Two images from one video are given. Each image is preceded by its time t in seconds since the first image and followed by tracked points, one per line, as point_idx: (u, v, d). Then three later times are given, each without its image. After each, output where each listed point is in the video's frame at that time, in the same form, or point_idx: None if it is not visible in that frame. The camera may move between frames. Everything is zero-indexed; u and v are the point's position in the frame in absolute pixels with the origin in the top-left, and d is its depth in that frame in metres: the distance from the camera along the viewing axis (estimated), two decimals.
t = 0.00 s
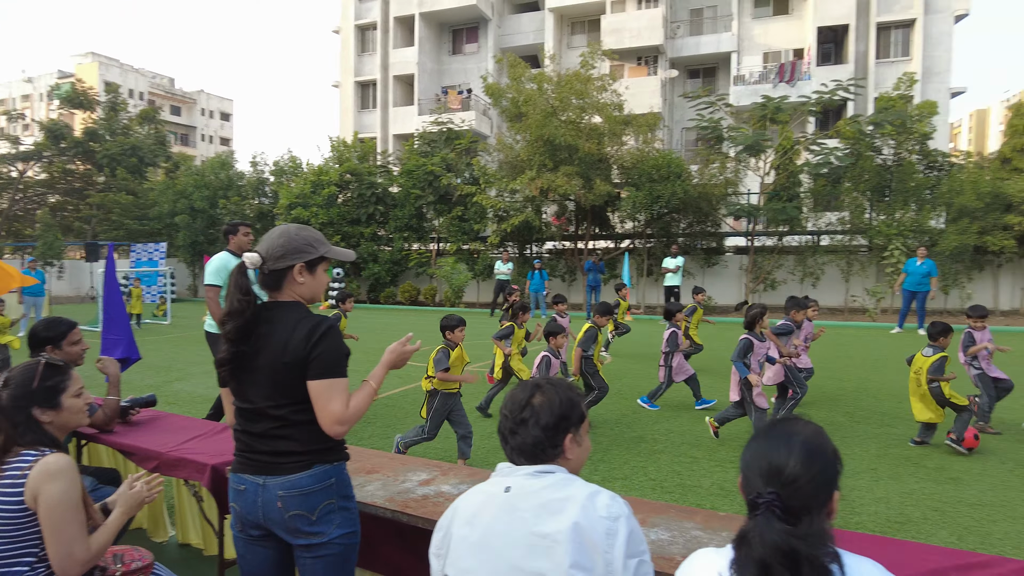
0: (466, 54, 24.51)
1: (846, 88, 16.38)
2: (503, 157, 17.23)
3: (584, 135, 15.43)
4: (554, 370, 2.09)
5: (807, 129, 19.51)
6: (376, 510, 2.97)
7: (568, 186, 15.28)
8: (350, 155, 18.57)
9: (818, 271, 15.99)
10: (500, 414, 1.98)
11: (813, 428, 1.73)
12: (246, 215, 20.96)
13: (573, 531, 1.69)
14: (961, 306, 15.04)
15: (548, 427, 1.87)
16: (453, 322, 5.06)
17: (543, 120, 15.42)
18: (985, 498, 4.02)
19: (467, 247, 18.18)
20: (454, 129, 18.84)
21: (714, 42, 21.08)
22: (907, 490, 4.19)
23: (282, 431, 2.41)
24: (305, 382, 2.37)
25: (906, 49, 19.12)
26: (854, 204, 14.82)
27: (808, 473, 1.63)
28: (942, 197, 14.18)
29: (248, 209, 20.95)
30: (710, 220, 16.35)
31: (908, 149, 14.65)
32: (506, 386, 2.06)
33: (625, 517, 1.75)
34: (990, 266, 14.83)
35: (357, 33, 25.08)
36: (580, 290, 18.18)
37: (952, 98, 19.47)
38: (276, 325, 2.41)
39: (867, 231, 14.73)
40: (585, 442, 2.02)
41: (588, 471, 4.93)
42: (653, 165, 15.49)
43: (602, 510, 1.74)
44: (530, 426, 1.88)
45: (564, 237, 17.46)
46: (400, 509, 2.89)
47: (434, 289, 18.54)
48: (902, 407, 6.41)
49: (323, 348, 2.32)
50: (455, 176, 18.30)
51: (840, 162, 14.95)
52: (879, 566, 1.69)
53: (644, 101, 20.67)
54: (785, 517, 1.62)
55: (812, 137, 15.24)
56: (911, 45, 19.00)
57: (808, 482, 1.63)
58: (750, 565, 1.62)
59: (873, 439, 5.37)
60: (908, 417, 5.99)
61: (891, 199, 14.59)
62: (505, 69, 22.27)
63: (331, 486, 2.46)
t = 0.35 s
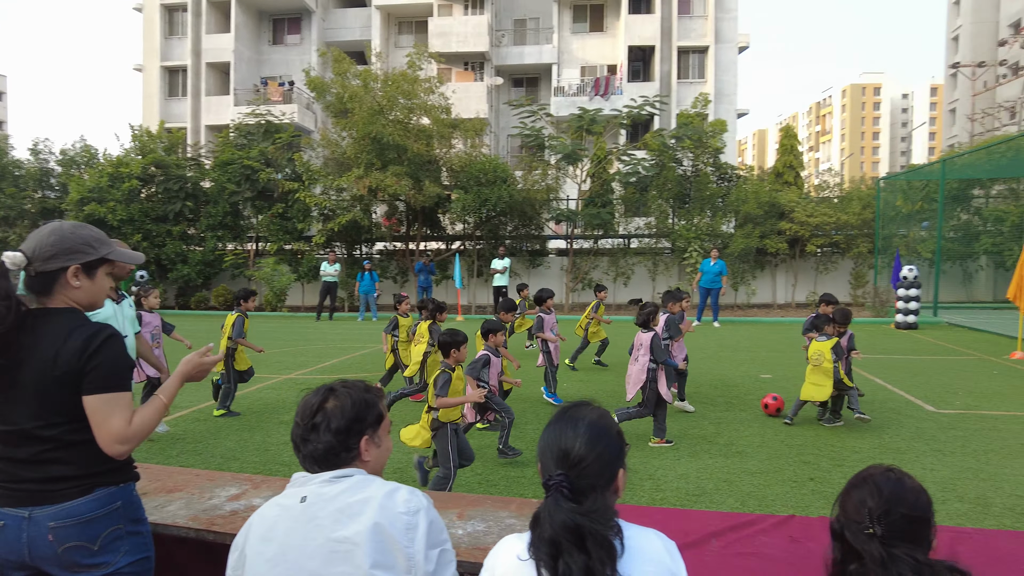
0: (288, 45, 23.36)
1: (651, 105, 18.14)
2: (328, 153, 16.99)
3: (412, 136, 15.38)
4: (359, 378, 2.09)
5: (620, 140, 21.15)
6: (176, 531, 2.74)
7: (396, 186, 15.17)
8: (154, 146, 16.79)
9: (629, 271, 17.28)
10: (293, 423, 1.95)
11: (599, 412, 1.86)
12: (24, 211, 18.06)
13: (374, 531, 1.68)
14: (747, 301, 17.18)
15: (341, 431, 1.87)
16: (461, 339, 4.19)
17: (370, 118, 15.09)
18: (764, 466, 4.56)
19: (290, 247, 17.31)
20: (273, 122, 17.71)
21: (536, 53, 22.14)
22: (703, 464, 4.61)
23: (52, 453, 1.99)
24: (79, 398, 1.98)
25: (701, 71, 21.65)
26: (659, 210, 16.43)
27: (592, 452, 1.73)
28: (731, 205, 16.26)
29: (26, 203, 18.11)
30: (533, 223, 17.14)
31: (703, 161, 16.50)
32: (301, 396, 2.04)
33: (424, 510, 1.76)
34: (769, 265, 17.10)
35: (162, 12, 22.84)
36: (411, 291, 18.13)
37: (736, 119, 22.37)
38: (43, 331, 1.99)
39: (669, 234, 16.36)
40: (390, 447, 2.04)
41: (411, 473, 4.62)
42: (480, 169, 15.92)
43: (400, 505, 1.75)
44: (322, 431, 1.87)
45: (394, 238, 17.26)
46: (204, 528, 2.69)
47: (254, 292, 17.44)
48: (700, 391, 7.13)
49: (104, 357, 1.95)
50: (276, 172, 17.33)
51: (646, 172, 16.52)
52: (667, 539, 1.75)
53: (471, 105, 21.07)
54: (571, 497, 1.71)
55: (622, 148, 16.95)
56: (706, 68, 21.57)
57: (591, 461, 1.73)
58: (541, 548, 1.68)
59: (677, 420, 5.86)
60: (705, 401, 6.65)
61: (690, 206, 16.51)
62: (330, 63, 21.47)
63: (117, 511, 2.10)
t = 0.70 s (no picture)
0: (158, 30, 21.59)
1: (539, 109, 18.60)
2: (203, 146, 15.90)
3: (296, 130, 14.77)
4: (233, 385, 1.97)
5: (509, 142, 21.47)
6: (31, 560, 2.44)
7: (279, 182, 14.38)
8: None
9: (520, 271, 17.46)
10: (162, 436, 1.80)
11: (486, 410, 1.87)
12: None
13: (258, 547, 1.59)
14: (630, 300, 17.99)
15: (219, 443, 1.75)
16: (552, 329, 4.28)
17: (249, 110, 14.32)
18: (649, 457, 4.80)
19: (162, 247, 16.03)
20: (143, 113, 16.29)
21: (426, 52, 21.95)
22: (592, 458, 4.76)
23: None
24: None
25: (586, 79, 22.52)
26: (548, 212, 16.88)
27: (481, 450, 1.75)
28: (615, 208, 17.04)
29: None
30: (425, 224, 16.88)
31: (588, 166, 17.41)
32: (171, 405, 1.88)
33: (311, 519, 1.69)
34: (650, 266, 18.01)
35: None
36: (296, 293, 17.23)
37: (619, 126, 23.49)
38: None
39: (559, 235, 16.85)
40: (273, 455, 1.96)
41: (300, 480, 4.39)
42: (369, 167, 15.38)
43: (285, 516, 1.67)
44: (198, 444, 1.74)
45: (277, 237, 16.40)
46: (65, 555, 2.41)
47: (120, 295, 16.00)
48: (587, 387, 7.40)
49: None
50: (146, 165, 15.86)
51: (535, 175, 17.13)
52: (556, 530, 1.80)
53: (358, 101, 20.49)
54: (462, 497, 1.71)
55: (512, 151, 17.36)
56: (590, 76, 22.47)
57: (481, 459, 1.74)
58: (433, 550, 1.66)
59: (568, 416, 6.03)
60: (593, 396, 6.90)
61: (576, 209, 17.15)
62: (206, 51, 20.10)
63: None
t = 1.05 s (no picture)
0: (88, 18, 20.48)
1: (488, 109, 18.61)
2: (139, 141, 15.20)
3: (238, 126, 14.29)
4: (172, 389, 1.88)
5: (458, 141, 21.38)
6: None
7: (220, 178, 13.84)
8: None
9: (471, 271, 17.47)
10: (98, 447, 1.70)
11: (438, 410, 1.85)
12: None
13: (206, 556, 1.52)
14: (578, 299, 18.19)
15: (163, 450, 1.68)
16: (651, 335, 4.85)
17: (189, 104, 13.77)
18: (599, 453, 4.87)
19: (96, 245, 15.27)
20: (73, 104, 15.43)
21: (372, 49, 21.59)
22: (543, 455, 4.80)
23: None
24: None
25: (534, 80, 22.69)
26: (497, 212, 16.92)
27: (434, 451, 1.73)
28: (563, 209, 17.23)
29: None
30: (373, 222, 16.56)
31: (537, 167, 17.53)
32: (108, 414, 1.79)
33: (263, 524, 1.64)
34: (597, 265, 18.26)
35: None
36: (238, 293, 16.86)
37: (567, 127, 23.76)
38: None
39: (508, 235, 16.88)
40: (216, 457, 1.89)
41: (246, 486, 4.25)
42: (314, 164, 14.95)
43: (234, 522, 1.61)
44: (141, 453, 1.66)
45: (217, 235, 15.81)
46: None
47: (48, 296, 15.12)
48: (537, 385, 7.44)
49: None
50: (77, 160, 15.00)
51: (484, 174, 17.06)
52: (511, 529, 1.80)
53: (303, 97, 19.99)
54: (416, 499, 1.69)
55: (461, 150, 17.28)
56: (538, 77, 22.65)
57: (434, 459, 1.72)
58: (387, 554, 1.63)
59: (520, 414, 6.05)
60: (544, 394, 6.95)
61: (526, 209, 17.22)
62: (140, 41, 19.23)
63: None
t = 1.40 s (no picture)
0: (47, 10, 19.86)
1: (460, 109, 18.57)
2: (101, 139, 14.79)
3: (204, 124, 14.00)
4: (122, 390, 1.81)
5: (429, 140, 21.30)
6: None
7: (186, 176, 13.56)
8: None
9: (442, 270, 17.30)
10: (45, 460, 1.65)
11: (406, 410, 1.83)
12: None
13: (165, 564, 1.49)
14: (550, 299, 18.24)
15: (116, 458, 1.64)
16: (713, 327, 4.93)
17: (153, 101, 13.47)
18: (571, 452, 4.89)
19: (55, 245, 14.81)
20: (31, 100, 15.10)
21: (342, 47, 21.38)
22: (516, 455, 4.80)
23: None
24: None
25: (505, 80, 22.74)
26: (469, 212, 16.88)
27: (404, 452, 1.71)
28: (535, 209, 17.27)
29: None
30: (343, 222, 16.37)
31: (508, 167, 17.55)
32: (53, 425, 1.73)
33: (225, 529, 1.60)
34: (569, 265, 18.36)
35: None
36: (205, 294, 16.54)
37: (538, 128, 23.84)
38: None
39: (480, 236, 16.83)
40: (173, 456, 1.84)
41: (213, 490, 4.16)
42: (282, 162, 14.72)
43: (195, 527, 1.57)
44: (92, 463, 1.62)
45: (183, 235, 15.47)
46: None
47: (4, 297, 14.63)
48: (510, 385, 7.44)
49: None
50: (35, 157, 14.59)
51: (456, 174, 17.08)
52: (481, 528, 1.80)
53: (271, 95, 19.67)
54: (387, 501, 1.67)
55: (433, 150, 17.42)
56: (509, 77, 22.70)
57: (404, 460, 1.70)
58: (359, 558, 1.61)
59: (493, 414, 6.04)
60: (517, 394, 6.95)
61: (498, 209, 17.21)
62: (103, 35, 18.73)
63: None
